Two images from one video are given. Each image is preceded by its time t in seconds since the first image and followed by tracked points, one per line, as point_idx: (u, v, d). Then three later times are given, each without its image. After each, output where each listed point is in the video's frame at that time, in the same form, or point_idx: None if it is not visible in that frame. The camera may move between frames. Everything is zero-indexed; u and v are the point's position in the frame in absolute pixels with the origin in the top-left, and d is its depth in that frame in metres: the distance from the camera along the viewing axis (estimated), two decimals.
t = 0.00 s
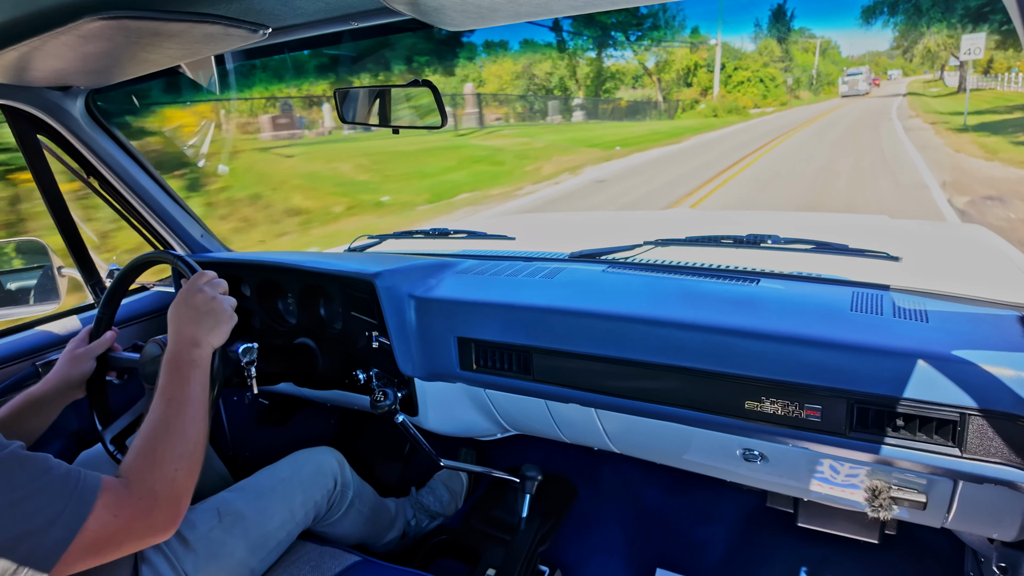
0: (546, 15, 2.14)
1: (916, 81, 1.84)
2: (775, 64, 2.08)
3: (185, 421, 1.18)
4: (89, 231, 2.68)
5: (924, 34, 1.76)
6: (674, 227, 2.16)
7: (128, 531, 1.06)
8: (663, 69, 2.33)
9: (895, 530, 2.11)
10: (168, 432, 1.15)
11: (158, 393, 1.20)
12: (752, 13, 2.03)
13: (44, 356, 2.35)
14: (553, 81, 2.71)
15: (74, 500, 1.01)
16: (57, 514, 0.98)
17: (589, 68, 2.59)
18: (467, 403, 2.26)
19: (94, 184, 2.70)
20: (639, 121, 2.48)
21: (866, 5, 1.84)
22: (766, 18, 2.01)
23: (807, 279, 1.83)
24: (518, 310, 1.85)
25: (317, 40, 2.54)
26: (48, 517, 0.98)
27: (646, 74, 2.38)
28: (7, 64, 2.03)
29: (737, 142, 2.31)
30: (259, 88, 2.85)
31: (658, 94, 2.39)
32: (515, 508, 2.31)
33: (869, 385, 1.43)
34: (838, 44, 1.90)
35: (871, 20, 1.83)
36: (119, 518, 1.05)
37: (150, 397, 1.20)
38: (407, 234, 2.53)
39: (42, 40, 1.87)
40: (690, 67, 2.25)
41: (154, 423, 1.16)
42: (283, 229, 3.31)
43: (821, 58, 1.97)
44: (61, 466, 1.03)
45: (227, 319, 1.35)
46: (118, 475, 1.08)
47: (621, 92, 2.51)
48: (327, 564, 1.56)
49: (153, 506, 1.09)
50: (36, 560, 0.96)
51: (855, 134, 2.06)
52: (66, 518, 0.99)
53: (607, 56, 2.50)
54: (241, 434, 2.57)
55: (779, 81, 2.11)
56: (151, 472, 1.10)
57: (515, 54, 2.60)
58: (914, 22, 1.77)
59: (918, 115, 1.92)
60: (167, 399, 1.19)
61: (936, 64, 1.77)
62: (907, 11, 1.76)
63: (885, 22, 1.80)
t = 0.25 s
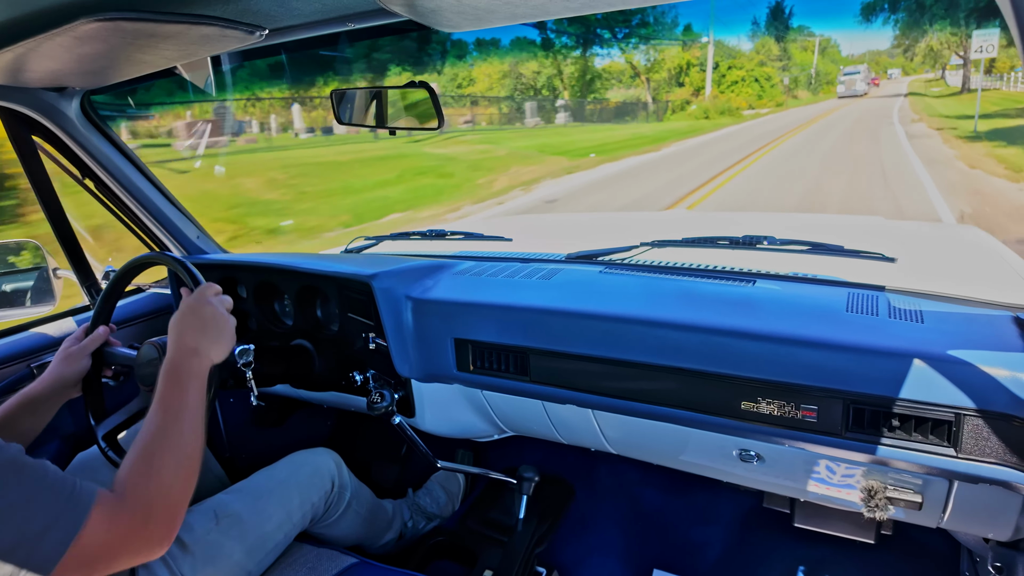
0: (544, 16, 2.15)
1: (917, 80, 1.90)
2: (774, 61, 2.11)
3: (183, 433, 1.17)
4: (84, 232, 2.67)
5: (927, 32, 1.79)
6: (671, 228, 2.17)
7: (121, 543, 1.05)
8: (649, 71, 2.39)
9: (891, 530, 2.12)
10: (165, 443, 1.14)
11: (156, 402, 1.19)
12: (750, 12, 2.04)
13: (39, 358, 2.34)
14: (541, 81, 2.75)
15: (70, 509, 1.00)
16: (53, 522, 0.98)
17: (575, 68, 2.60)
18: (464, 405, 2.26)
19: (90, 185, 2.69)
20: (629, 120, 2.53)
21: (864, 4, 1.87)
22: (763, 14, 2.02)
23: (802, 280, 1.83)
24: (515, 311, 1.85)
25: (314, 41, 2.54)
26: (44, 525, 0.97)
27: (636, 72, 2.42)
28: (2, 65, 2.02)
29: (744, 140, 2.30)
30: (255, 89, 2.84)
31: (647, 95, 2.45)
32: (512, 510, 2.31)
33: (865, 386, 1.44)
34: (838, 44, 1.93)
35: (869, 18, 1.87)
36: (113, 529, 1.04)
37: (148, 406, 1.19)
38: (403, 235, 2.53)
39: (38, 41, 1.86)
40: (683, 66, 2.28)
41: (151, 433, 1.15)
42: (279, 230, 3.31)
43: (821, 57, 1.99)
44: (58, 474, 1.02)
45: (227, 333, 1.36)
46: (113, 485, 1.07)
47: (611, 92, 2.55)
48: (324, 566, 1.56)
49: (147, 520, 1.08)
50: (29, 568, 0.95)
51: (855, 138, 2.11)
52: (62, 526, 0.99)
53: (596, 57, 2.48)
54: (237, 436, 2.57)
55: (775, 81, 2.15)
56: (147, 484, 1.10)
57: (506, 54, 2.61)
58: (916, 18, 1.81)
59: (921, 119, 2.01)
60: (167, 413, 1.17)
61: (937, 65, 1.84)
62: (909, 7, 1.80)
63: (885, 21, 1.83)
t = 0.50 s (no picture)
0: (539, 18, 2.15)
1: (919, 80, 1.88)
2: (772, 61, 2.11)
3: (174, 470, 1.15)
4: (79, 234, 2.66)
5: (930, 31, 1.77)
6: (668, 229, 2.17)
7: None
8: (634, 71, 2.40)
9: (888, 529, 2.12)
10: (156, 479, 1.12)
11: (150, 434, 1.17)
12: (748, 11, 2.04)
13: (34, 361, 2.33)
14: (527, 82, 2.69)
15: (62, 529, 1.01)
16: (45, 542, 0.98)
17: (561, 68, 2.57)
18: (461, 405, 2.26)
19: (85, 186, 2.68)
20: (603, 126, 2.60)
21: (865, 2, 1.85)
22: (761, 14, 2.02)
23: (799, 280, 1.83)
24: (511, 312, 1.85)
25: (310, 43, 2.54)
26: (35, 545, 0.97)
27: (621, 71, 2.43)
28: None
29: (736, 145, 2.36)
30: (250, 93, 2.83)
31: (635, 97, 2.46)
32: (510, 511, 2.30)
33: (861, 386, 1.44)
34: (838, 44, 1.91)
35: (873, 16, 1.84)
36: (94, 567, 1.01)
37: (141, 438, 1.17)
38: (400, 237, 2.52)
39: (32, 43, 1.85)
40: (674, 67, 2.30)
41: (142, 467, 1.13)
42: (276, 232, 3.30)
43: (821, 57, 1.99)
44: (53, 496, 1.03)
45: (227, 368, 1.34)
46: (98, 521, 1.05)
47: (600, 93, 2.52)
48: (321, 569, 1.55)
49: (131, 558, 1.05)
50: None
51: (855, 141, 2.09)
52: (52, 549, 0.99)
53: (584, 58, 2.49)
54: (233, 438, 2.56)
55: (771, 82, 2.17)
56: (133, 523, 1.07)
57: (493, 54, 2.58)
58: (919, 17, 1.78)
59: (927, 126, 1.97)
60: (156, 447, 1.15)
61: (940, 64, 1.80)
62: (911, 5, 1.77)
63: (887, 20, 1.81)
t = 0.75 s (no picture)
0: (536, 20, 2.15)
1: (919, 79, 1.84)
2: (768, 60, 2.12)
3: (165, 536, 1.14)
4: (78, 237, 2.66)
5: (933, 28, 1.67)
6: (666, 231, 2.17)
7: None
8: (620, 69, 2.54)
9: (888, 529, 2.12)
10: (147, 542, 1.12)
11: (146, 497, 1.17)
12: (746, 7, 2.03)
13: (33, 364, 2.33)
14: (511, 82, 2.72)
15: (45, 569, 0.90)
16: None
17: (549, 72, 2.65)
18: (460, 407, 2.26)
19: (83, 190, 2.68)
20: (588, 125, 2.80)
21: None
22: (758, 10, 2.02)
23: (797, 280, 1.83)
24: (509, 314, 1.86)
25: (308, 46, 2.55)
26: None
27: (606, 72, 2.56)
28: None
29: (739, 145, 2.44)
30: (248, 96, 2.84)
31: (621, 97, 2.61)
32: (509, 513, 2.30)
33: (860, 387, 1.44)
34: (838, 43, 1.87)
35: (871, 13, 1.78)
36: None
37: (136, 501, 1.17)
38: (399, 239, 2.53)
39: (30, 46, 1.85)
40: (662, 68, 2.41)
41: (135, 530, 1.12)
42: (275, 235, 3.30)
43: (818, 55, 1.97)
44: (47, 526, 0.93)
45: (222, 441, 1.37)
46: None
47: (587, 94, 2.67)
48: (319, 572, 1.55)
49: None
50: None
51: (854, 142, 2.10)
52: None
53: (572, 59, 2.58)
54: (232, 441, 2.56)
55: (766, 82, 2.21)
56: None
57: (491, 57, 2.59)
58: (919, 15, 1.69)
59: (932, 129, 1.97)
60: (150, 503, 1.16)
61: (940, 63, 1.74)
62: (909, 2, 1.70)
63: (884, 18, 1.77)
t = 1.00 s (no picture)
0: (538, 21, 2.15)
1: (921, 79, 1.86)
2: (766, 59, 2.14)
3: None
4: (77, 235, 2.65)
5: (941, 30, 1.62)
6: (667, 232, 2.17)
7: None
8: (604, 69, 2.51)
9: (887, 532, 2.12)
10: None
11: None
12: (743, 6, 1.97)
13: (31, 362, 2.32)
14: (493, 82, 2.79)
15: None
16: None
17: (539, 73, 2.66)
18: (459, 407, 2.25)
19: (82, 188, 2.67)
20: (571, 127, 2.79)
21: None
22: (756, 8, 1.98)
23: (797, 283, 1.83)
24: (508, 315, 1.85)
25: (308, 46, 2.55)
26: None
27: (593, 73, 2.52)
28: None
29: (746, 144, 2.44)
30: (248, 94, 2.84)
31: (606, 99, 2.59)
32: (508, 515, 2.30)
33: (859, 390, 1.44)
34: (838, 42, 1.89)
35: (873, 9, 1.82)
36: None
37: None
38: (399, 239, 2.53)
39: (30, 44, 1.85)
40: (652, 66, 2.44)
41: None
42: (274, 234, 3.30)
43: (818, 54, 1.97)
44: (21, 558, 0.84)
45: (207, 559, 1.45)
46: None
47: (575, 95, 2.65)
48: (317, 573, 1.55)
49: None
50: None
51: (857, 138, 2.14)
52: None
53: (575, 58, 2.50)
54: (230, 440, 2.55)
55: (761, 82, 2.22)
56: None
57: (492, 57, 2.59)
58: (922, 13, 1.72)
59: (941, 133, 1.99)
60: None
61: (943, 62, 1.75)
62: None
63: (885, 15, 1.79)
